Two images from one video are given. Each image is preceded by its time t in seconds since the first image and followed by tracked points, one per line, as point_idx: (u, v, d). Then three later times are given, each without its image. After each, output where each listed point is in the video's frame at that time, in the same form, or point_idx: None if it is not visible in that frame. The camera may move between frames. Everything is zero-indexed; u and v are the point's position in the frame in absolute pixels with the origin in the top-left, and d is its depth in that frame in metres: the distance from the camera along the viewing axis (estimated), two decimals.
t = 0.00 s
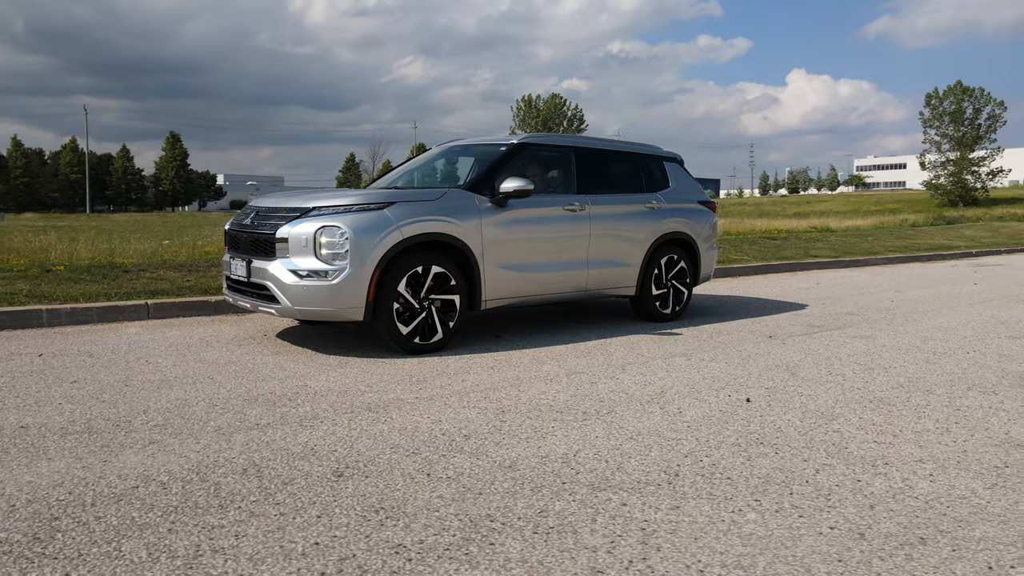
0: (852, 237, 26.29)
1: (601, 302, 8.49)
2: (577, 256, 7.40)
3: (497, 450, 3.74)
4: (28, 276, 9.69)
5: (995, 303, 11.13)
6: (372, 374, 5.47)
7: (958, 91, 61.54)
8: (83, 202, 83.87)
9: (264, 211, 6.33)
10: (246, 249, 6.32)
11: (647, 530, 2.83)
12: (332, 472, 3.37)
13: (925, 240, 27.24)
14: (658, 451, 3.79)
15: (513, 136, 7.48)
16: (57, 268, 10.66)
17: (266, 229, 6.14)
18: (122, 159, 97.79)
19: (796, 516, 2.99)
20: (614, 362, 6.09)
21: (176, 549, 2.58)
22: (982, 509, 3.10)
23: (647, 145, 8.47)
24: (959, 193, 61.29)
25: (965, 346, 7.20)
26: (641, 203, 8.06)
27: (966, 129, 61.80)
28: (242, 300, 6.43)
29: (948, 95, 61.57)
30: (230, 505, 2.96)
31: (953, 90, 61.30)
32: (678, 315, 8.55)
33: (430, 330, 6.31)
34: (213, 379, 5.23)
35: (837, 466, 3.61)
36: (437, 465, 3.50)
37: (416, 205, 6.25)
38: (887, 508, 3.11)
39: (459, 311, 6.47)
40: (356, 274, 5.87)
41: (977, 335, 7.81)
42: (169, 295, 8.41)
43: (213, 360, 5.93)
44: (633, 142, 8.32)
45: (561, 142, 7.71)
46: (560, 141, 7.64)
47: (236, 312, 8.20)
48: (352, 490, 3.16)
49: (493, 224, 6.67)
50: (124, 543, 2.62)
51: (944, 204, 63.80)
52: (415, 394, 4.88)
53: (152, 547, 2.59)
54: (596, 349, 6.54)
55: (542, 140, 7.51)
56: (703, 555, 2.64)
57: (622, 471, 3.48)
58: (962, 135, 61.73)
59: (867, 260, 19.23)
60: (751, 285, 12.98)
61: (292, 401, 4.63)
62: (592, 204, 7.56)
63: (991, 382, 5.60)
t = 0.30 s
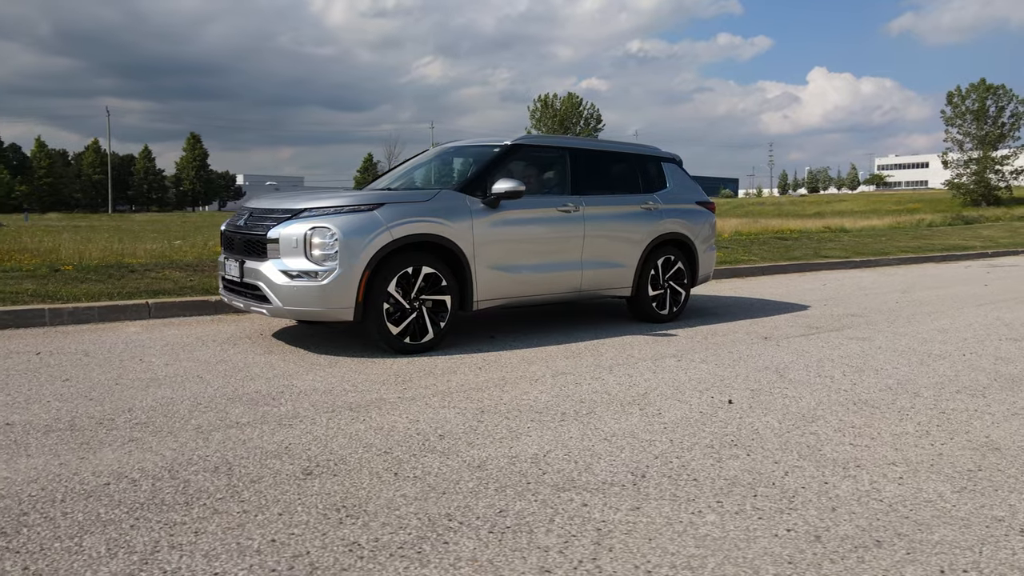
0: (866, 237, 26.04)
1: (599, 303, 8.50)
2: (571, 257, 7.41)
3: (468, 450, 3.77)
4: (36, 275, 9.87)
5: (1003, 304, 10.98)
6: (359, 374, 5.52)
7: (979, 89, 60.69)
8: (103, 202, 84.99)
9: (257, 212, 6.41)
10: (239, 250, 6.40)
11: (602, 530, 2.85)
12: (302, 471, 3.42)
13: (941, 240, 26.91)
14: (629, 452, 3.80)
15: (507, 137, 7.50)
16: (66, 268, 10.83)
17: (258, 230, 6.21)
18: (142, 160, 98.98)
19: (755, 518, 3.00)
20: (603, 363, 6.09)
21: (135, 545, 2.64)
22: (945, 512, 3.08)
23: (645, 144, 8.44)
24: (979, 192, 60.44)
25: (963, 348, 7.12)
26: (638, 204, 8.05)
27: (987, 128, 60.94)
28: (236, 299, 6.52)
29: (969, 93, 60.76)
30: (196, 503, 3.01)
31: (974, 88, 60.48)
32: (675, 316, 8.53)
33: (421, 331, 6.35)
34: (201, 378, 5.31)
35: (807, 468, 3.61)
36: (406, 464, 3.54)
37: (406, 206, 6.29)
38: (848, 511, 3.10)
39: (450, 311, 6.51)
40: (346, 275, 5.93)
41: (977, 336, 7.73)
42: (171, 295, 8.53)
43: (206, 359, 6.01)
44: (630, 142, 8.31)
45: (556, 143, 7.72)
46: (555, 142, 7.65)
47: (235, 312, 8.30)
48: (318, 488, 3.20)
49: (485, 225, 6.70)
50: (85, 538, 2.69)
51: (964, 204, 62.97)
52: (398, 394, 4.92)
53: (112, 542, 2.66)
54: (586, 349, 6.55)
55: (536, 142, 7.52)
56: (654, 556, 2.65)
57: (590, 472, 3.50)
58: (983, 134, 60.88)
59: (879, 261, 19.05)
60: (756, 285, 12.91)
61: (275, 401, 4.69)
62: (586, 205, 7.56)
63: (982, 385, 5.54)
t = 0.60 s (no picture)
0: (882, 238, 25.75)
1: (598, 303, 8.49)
2: (568, 257, 7.42)
3: (444, 448, 3.79)
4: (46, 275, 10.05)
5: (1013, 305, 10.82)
6: (349, 372, 5.57)
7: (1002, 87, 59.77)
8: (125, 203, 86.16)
9: (254, 213, 6.49)
10: (236, 250, 6.48)
11: (564, 527, 2.86)
12: (276, 467, 3.46)
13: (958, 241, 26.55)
14: (604, 451, 3.81)
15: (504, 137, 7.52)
16: (77, 267, 11.01)
17: (254, 230, 6.29)
18: (163, 161, 100.19)
19: (719, 517, 3.00)
20: (594, 362, 6.10)
21: (100, 537, 2.70)
22: (913, 513, 3.06)
23: (645, 144, 8.42)
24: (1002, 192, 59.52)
25: (964, 349, 7.03)
26: (636, 204, 8.04)
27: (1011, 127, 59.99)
28: (233, 298, 6.60)
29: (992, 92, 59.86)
30: (166, 497, 3.07)
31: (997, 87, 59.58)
32: (675, 316, 8.50)
33: (414, 330, 6.40)
34: (193, 376, 5.38)
35: (781, 469, 3.59)
36: (380, 461, 3.58)
37: (400, 206, 6.34)
38: (816, 511, 3.09)
39: (444, 311, 6.55)
40: (338, 274, 5.99)
41: (980, 338, 7.64)
42: (176, 293, 8.65)
43: (201, 357, 6.10)
44: (629, 142, 8.29)
45: (554, 143, 7.72)
46: (552, 142, 7.66)
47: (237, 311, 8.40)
48: (288, 483, 3.25)
49: (479, 225, 6.73)
50: (54, 530, 2.75)
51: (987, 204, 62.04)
52: (384, 392, 4.96)
53: (78, 534, 2.71)
54: (580, 350, 6.56)
55: (533, 142, 7.54)
56: (611, 553, 2.66)
57: (562, 470, 3.51)
58: (1007, 133, 59.94)
59: (892, 262, 18.84)
60: (763, 286, 12.83)
61: (262, 398, 4.75)
62: (583, 205, 7.56)
63: (976, 387, 5.48)
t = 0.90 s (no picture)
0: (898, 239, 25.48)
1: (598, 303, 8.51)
2: (565, 257, 7.44)
3: (422, 444, 3.84)
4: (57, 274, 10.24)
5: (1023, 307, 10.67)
6: (341, 371, 5.64)
7: None
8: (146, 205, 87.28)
9: (252, 213, 6.58)
10: (234, 249, 6.58)
11: (527, 522, 2.89)
12: (253, 461, 3.53)
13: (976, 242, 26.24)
14: (581, 448, 3.84)
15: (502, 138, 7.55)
16: (88, 267, 11.18)
17: (251, 230, 6.38)
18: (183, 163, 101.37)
19: (684, 513, 3.01)
20: (586, 362, 6.11)
21: (71, 527, 2.77)
22: (880, 512, 3.06)
23: (645, 145, 8.41)
24: None
25: (964, 350, 6.96)
26: (635, 205, 8.04)
27: None
28: (231, 297, 6.69)
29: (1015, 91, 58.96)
30: (142, 489, 3.14)
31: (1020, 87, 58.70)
32: (675, 316, 8.49)
33: (409, 329, 6.46)
34: (188, 373, 5.48)
35: (756, 467, 3.60)
36: (356, 456, 3.62)
37: (395, 206, 6.39)
38: (782, 509, 3.09)
39: (439, 310, 6.60)
40: (333, 273, 6.06)
41: (982, 339, 7.56)
42: (181, 293, 8.78)
43: (199, 354, 6.20)
44: (629, 143, 8.29)
45: (551, 143, 7.75)
46: (550, 143, 7.69)
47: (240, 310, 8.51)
48: (263, 477, 3.30)
49: (474, 225, 6.77)
50: (28, 519, 2.82)
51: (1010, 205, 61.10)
52: (372, 390, 5.01)
53: (50, 524, 2.79)
54: (573, 349, 6.58)
55: (531, 142, 7.57)
56: (569, 547, 2.68)
57: (535, 467, 3.54)
58: None
59: (906, 262, 18.64)
60: (770, 287, 12.76)
61: (251, 395, 4.82)
62: (580, 205, 7.58)
63: (969, 388, 5.44)
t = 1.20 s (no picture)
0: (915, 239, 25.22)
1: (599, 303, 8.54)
2: (563, 257, 7.48)
3: (404, 441, 3.90)
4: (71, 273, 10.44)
5: None
6: (337, 369, 5.72)
7: None
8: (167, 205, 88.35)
9: (252, 213, 6.69)
10: (235, 249, 6.69)
11: (495, 518, 2.94)
12: (237, 457, 3.61)
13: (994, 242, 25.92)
14: (561, 446, 3.88)
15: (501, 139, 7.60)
16: (100, 266, 11.38)
17: (251, 231, 6.49)
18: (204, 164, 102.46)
19: (652, 511, 3.05)
20: (580, 361, 6.15)
21: (52, 519, 2.86)
22: (848, 512, 3.08)
23: (646, 145, 8.41)
24: None
25: (964, 352, 6.91)
26: (635, 205, 8.06)
27: None
28: (232, 296, 6.80)
29: None
30: (126, 483, 3.23)
31: None
32: (675, 316, 8.49)
33: (406, 328, 6.53)
34: (186, 370, 5.59)
35: (732, 466, 3.62)
36: (338, 453, 3.69)
37: (392, 207, 6.47)
38: (751, 508, 3.11)
39: (436, 310, 6.67)
40: (330, 273, 6.15)
41: (984, 340, 7.50)
42: (188, 292, 8.92)
43: (199, 353, 6.32)
44: (630, 143, 8.31)
45: (551, 144, 7.78)
46: (550, 143, 7.72)
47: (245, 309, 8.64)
48: (244, 472, 3.39)
49: (472, 226, 6.83)
50: (13, 511, 2.92)
51: None
52: (363, 388, 5.09)
53: (33, 515, 2.88)
54: (569, 348, 6.62)
55: (530, 143, 7.61)
56: (533, 542, 2.73)
57: (512, 465, 3.59)
58: None
59: (920, 263, 18.45)
60: (778, 287, 12.70)
61: (244, 393, 4.91)
62: (579, 205, 7.61)
63: (961, 389, 5.41)
